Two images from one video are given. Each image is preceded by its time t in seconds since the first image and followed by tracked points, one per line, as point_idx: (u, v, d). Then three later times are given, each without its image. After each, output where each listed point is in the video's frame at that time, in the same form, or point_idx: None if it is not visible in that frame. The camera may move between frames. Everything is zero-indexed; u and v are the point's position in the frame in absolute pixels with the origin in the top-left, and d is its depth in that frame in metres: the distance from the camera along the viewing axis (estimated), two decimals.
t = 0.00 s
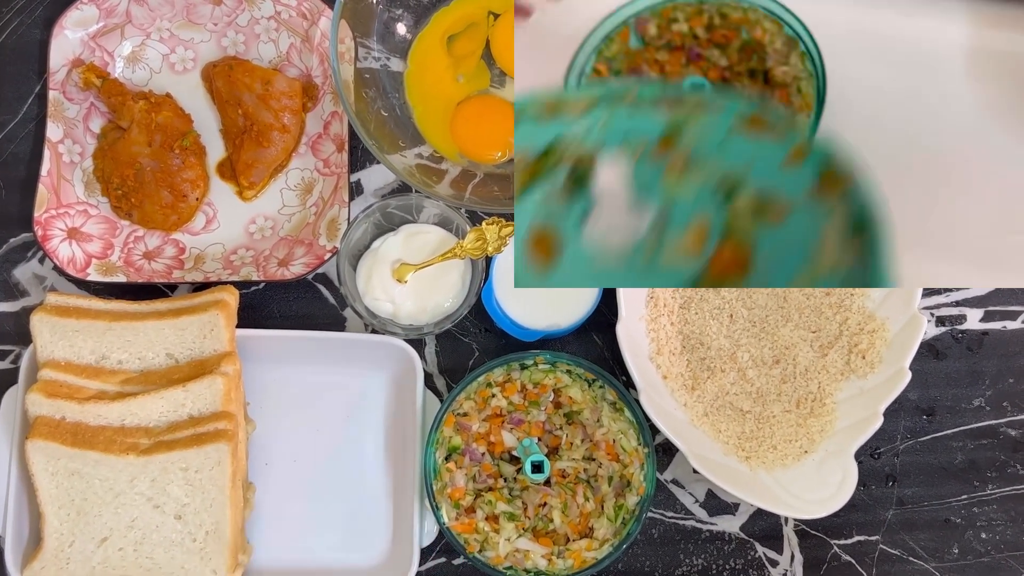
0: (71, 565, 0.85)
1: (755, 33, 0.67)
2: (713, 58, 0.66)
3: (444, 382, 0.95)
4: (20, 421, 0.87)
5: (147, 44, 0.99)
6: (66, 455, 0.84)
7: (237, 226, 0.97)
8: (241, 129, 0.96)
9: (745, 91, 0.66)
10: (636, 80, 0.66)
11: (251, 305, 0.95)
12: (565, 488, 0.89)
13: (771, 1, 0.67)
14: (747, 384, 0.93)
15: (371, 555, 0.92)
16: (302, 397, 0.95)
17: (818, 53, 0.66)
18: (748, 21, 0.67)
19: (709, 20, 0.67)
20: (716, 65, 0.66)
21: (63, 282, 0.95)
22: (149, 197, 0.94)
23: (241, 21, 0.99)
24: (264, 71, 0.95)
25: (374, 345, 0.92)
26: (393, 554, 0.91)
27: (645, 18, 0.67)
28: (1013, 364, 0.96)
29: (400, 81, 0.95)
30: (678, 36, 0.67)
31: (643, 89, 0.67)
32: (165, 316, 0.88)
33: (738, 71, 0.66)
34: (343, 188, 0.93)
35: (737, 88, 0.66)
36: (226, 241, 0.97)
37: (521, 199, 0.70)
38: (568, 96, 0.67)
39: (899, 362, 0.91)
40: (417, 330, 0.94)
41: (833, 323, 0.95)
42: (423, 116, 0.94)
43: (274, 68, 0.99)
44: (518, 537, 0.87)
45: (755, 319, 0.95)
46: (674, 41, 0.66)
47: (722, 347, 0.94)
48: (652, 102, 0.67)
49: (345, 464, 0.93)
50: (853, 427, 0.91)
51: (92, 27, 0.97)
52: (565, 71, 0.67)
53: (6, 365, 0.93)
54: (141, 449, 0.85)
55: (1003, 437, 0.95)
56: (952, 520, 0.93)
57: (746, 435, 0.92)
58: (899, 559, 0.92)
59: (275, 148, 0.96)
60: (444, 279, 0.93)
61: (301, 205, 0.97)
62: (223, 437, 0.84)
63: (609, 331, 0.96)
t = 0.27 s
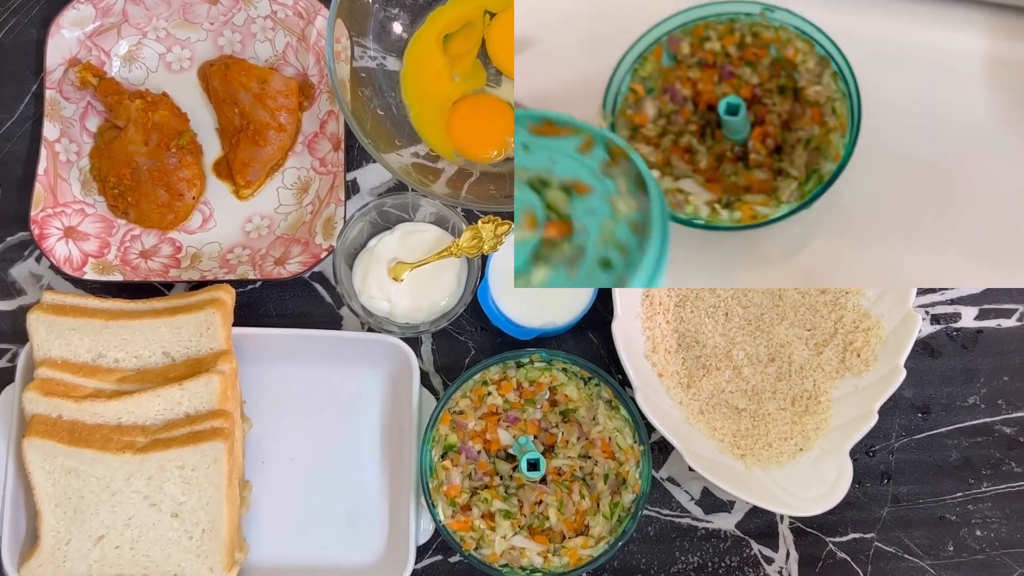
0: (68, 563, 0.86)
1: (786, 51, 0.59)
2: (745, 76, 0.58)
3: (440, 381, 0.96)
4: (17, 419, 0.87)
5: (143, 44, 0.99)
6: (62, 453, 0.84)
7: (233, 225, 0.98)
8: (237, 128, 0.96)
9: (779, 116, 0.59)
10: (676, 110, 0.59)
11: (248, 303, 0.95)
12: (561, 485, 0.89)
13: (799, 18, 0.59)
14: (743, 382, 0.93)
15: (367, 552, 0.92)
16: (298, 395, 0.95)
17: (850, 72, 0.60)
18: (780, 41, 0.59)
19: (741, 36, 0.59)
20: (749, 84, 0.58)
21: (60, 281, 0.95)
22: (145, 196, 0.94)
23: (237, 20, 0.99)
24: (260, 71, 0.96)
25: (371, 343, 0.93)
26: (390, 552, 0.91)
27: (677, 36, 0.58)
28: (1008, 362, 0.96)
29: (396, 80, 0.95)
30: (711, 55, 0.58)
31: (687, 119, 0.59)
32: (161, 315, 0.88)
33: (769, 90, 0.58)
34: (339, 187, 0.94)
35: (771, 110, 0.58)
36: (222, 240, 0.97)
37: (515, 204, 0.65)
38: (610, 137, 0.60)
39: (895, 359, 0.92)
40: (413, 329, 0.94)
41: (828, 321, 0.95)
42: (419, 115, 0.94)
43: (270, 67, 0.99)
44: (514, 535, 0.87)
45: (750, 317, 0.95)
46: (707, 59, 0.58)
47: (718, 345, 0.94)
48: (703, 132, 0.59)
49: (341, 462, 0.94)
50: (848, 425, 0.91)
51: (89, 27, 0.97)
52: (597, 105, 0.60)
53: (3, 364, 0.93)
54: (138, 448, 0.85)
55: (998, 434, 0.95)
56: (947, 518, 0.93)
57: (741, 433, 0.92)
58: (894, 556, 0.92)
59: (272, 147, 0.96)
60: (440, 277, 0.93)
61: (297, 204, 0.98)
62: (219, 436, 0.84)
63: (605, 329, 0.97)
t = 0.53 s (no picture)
0: (66, 563, 0.86)
1: (808, 54, 0.59)
2: (767, 78, 0.58)
3: (438, 381, 0.96)
4: (15, 419, 0.87)
5: (140, 44, 0.99)
6: (60, 453, 0.84)
7: (231, 225, 0.98)
8: (235, 128, 0.96)
9: (801, 118, 0.58)
10: (699, 114, 0.58)
11: (246, 303, 0.95)
12: (558, 485, 0.89)
13: (821, 19, 0.59)
14: (741, 381, 0.93)
15: (365, 552, 0.92)
16: (296, 395, 0.95)
17: (874, 74, 0.60)
18: (803, 42, 0.59)
19: (763, 39, 0.59)
20: (772, 85, 0.58)
21: (57, 281, 0.95)
22: (142, 195, 0.94)
23: (234, 19, 0.99)
24: (258, 70, 0.96)
25: (368, 343, 0.92)
26: (388, 551, 0.91)
27: (699, 39, 0.58)
28: (1005, 361, 0.97)
29: (394, 80, 0.95)
30: (733, 57, 0.58)
31: (711, 122, 0.58)
32: (159, 314, 0.88)
33: (792, 92, 0.58)
34: (336, 187, 0.94)
35: (794, 112, 0.58)
36: (220, 239, 0.97)
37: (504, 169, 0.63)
38: (636, 142, 0.59)
39: (892, 359, 0.91)
40: (410, 329, 0.94)
41: (826, 321, 0.95)
42: (416, 114, 0.94)
43: (268, 67, 0.99)
44: (512, 534, 0.87)
45: (748, 317, 0.95)
46: (729, 62, 0.58)
47: (715, 345, 0.94)
48: (726, 136, 0.58)
49: (339, 462, 0.94)
50: (845, 425, 0.91)
51: (86, 27, 0.97)
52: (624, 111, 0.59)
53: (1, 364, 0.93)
54: (135, 447, 0.85)
55: (996, 434, 0.95)
56: (944, 517, 0.93)
57: (739, 432, 0.92)
58: (891, 555, 0.92)
59: (269, 146, 0.96)
60: (437, 277, 0.93)
61: (294, 203, 0.98)
62: (217, 435, 0.84)
63: (602, 329, 0.97)
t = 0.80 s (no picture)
0: (67, 562, 0.86)
1: (825, 58, 0.60)
2: (783, 84, 0.60)
3: (439, 380, 0.96)
4: (16, 419, 0.87)
5: (141, 44, 0.99)
6: (61, 453, 0.84)
7: (231, 225, 0.98)
8: (236, 128, 0.97)
9: (816, 123, 0.60)
10: (715, 119, 0.59)
11: (247, 303, 0.95)
12: (559, 484, 0.89)
13: (837, 25, 0.61)
14: (741, 381, 0.93)
15: (366, 552, 0.92)
16: (297, 395, 0.95)
17: (890, 79, 0.61)
18: (819, 47, 0.60)
19: (778, 43, 0.60)
20: (787, 90, 0.60)
21: (58, 281, 0.95)
22: (143, 195, 0.94)
23: (235, 20, 0.99)
24: (258, 70, 0.96)
25: (368, 342, 0.93)
26: (389, 551, 0.91)
27: (713, 44, 0.60)
28: (1006, 361, 0.97)
29: (395, 80, 0.95)
30: (748, 62, 0.60)
31: (727, 127, 0.59)
32: (160, 314, 0.88)
33: (806, 97, 0.60)
34: (337, 187, 0.94)
35: (808, 117, 0.59)
36: (221, 239, 0.97)
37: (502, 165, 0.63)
38: (652, 150, 0.59)
39: (892, 359, 0.92)
40: (411, 329, 0.94)
41: (826, 321, 0.95)
42: (417, 114, 0.94)
43: (269, 67, 0.99)
44: (513, 534, 0.87)
45: (749, 316, 0.95)
46: (743, 66, 0.60)
47: (716, 344, 0.94)
48: (741, 142, 0.59)
49: (339, 462, 0.94)
50: (845, 425, 0.91)
51: (87, 27, 0.97)
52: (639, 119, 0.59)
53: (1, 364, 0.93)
54: (137, 447, 0.85)
55: (996, 433, 0.95)
56: (944, 516, 0.93)
57: (740, 432, 0.92)
58: (892, 554, 0.92)
59: (270, 146, 0.96)
60: (438, 277, 0.93)
61: (295, 203, 0.98)
62: (218, 435, 0.84)
63: (603, 329, 0.97)
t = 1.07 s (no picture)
0: (69, 563, 0.86)
1: (840, 57, 0.61)
2: (797, 83, 0.61)
3: (440, 380, 0.96)
4: (18, 419, 0.87)
5: (143, 44, 0.99)
6: (63, 453, 0.84)
7: (232, 225, 0.98)
8: (237, 128, 0.96)
9: (830, 124, 0.60)
10: (727, 120, 0.60)
11: (248, 304, 0.95)
12: (561, 485, 0.89)
13: (853, 23, 0.61)
14: (743, 381, 0.93)
15: (367, 552, 0.92)
16: (298, 395, 0.95)
17: (909, 80, 0.61)
18: (834, 46, 0.61)
19: (792, 43, 0.61)
20: (801, 90, 0.60)
21: (60, 281, 0.95)
22: (145, 195, 0.94)
23: (236, 20, 0.99)
24: (260, 70, 0.96)
25: (370, 342, 0.93)
26: (390, 551, 0.91)
27: (727, 44, 0.61)
28: (1007, 361, 0.97)
29: (396, 80, 0.95)
30: (761, 61, 0.61)
31: (740, 129, 0.60)
32: (162, 314, 0.88)
33: (820, 97, 0.61)
34: (339, 187, 0.94)
35: (822, 117, 0.60)
36: (222, 239, 0.97)
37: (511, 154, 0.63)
38: (666, 153, 0.60)
39: (893, 359, 0.92)
40: (412, 329, 0.94)
41: (827, 321, 0.95)
42: (417, 114, 0.94)
43: (270, 67, 0.99)
44: (515, 534, 0.87)
45: (750, 316, 0.95)
46: (756, 66, 0.61)
47: (717, 344, 0.94)
48: (754, 143, 0.60)
49: (341, 462, 0.93)
50: (847, 425, 0.91)
51: (88, 27, 0.97)
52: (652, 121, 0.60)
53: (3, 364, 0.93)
54: (138, 448, 0.85)
55: (997, 433, 0.95)
56: (946, 516, 0.93)
57: (741, 432, 0.92)
58: (893, 554, 0.92)
59: (272, 147, 0.96)
60: (439, 277, 0.94)
61: (296, 204, 0.98)
62: (220, 435, 0.84)
63: (604, 329, 0.97)
